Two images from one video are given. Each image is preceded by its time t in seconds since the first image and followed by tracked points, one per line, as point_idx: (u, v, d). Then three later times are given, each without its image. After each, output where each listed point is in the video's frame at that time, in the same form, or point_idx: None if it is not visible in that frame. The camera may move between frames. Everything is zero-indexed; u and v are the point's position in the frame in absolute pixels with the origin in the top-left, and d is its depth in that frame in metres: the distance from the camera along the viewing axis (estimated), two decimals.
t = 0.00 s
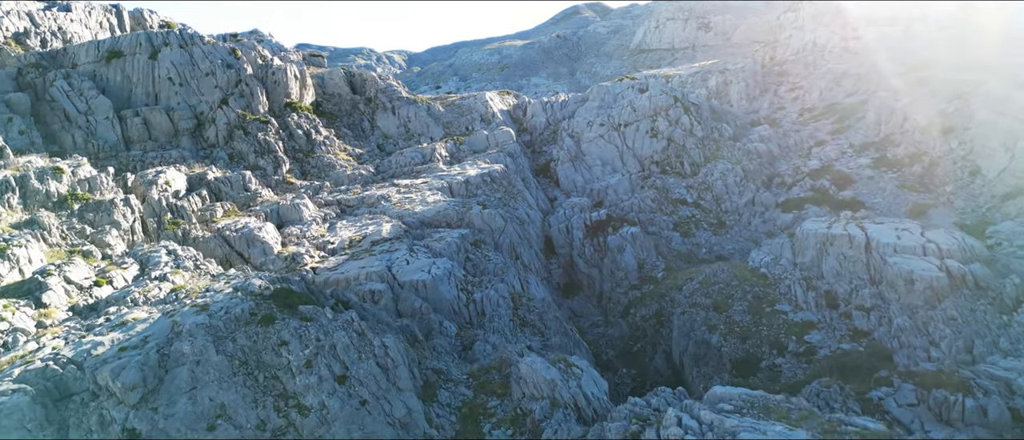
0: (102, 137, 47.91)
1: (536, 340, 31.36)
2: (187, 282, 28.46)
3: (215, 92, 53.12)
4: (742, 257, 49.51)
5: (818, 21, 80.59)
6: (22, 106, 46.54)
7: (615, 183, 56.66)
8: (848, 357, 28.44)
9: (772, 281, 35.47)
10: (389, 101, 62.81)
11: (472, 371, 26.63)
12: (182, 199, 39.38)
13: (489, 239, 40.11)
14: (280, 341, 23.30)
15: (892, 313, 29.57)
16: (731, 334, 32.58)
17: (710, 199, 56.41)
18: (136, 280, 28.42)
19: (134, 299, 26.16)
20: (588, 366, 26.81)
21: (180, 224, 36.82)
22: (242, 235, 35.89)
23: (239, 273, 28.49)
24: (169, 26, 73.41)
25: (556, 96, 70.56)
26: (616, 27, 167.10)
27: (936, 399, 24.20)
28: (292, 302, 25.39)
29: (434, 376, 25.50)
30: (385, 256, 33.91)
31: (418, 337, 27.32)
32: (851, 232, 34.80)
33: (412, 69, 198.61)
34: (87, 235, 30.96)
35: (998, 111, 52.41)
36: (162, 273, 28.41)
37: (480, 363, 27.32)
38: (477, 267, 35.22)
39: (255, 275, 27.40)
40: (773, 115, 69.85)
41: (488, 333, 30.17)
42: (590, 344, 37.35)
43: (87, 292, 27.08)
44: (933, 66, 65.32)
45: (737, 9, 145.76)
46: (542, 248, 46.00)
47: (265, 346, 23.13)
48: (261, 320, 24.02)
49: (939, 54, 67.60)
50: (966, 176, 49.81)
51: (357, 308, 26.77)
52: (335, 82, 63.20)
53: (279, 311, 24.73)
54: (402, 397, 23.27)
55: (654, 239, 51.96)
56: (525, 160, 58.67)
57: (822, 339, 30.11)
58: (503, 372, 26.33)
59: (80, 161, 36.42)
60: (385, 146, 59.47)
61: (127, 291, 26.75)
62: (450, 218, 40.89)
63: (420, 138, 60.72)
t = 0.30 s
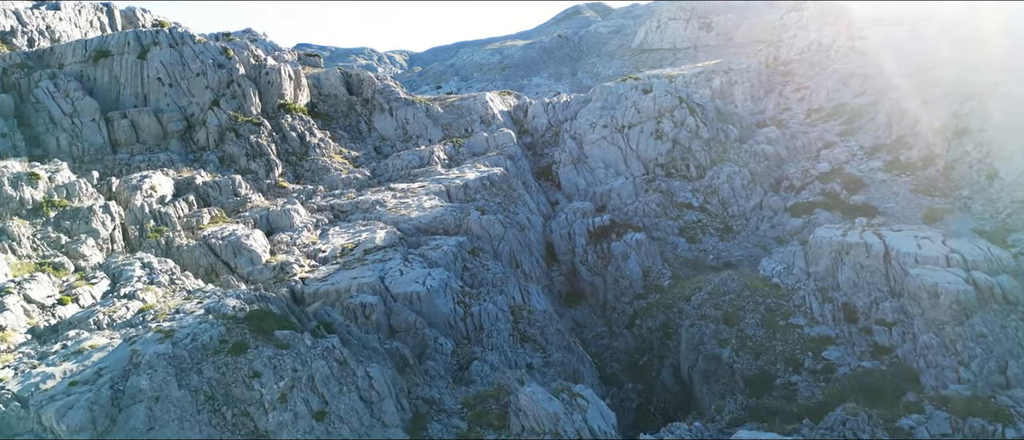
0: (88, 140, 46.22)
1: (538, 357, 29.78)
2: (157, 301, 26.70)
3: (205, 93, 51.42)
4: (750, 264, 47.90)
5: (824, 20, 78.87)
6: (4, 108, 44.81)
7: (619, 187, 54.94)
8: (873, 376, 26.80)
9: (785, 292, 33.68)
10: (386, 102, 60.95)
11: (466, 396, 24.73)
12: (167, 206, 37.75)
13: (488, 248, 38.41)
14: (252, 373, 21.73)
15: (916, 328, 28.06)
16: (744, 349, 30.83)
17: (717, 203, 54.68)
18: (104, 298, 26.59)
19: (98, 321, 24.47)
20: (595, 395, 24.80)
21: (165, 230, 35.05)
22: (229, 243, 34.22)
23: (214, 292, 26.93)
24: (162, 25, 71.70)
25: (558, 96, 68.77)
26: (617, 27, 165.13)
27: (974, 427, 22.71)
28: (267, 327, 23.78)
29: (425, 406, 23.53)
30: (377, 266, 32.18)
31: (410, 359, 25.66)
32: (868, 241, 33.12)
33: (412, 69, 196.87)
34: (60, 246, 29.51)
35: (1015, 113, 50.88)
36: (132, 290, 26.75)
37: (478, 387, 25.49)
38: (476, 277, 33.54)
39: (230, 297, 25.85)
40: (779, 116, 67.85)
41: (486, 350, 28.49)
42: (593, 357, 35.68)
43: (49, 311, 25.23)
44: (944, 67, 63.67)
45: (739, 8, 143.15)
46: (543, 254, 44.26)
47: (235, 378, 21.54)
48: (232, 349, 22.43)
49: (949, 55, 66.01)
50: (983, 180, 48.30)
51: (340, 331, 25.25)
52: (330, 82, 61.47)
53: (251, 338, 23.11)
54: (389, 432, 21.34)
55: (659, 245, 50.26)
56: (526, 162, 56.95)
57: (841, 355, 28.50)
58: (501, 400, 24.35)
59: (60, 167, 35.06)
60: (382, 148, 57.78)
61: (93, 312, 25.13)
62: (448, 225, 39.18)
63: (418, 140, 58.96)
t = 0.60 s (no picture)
0: (74, 143, 44.61)
1: (539, 377, 28.19)
2: (122, 323, 25.12)
3: (197, 94, 49.74)
4: (759, 272, 46.19)
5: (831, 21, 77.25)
6: None
7: (624, 191, 53.34)
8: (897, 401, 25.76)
9: (800, 306, 31.92)
10: (383, 103, 58.91)
11: (462, 426, 23.04)
12: (152, 213, 36.01)
13: (488, 257, 36.72)
14: (217, 413, 20.44)
15: (945, 348, 27.04)
16: (758, 367, 29.16)
17: (725, 208, 52.84)
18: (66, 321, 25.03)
19: (55, 348, 22.90)
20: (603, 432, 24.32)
21: (149, 239, 33.30)
22: (216, 253, 32.57)
23: (184, 317, 25.42)
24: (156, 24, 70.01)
25: (560, 98, 66.98)
26: (619, 27, 163.11)
27: None
28: (237, 359, 22.34)
29: None
30: (370, 278, 30.51)
31: (400, 387, 24.18)
32: (888, 251, 31.57)
33: (412, 69, 195.24)
34: (32, 260, 28.06)
35: None
36: (97, 312, 25.06)
37: (475, 416, 23.88)
38: (475, 289, 31.86)
39: (200, 325, 24.24)
40: (785, 117, 64.90)
41: (485, 371, 26.86)
42: (597, 371, 33.31)
43: (6, 335, 23.43)
44: (957, 68, 61.87)
45: (742, 7, 141.02)
46: (546, 262, 42.66)
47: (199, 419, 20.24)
48: (197, 386, 21.15)
49: (961, 54, 64.27)
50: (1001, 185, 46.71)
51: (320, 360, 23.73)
52: (326, 83, 59.83)
53: (217, 373, 21.75)
54: None
55: (665, 251, 48.52)
56: (528, 166, 55.24)
57: (864, 375, 27.30)
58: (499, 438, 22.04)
59: (39, 172, 33.55)
60: (379, 151, 56.04)
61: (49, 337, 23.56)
62: (446, 233, 37.51)
63: (416, 143, 57.17)
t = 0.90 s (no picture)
0: (60, 148, 43.15)
1: (543, 400, 26.53)
2: (84, 352, 23.01)
3: (189, 97, 48.20)
4: (771, 281, 44.40)
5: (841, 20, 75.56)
6: None
7: (630, 196, 51.55)
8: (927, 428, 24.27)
9: (819, 322, 30.21)
10: (383, 105, 57.10)
11: None
12: (137, 221, 34.30)
13: (488, 268, 35.02)
14: None
15: (979, 372, 25.44)
16: (776, 388, 27.59)
17: (734, 214, 50.90)
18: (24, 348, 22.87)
19: (5, 383, 20.72)
20: None
21: (132, 250, 31.70)
22: (202, 264, 30.93)
23: (151, 347, 23.33)
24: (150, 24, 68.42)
25: (565, 99, 65.18)
26: (622, 27, 161.09)
27: None
28: (202, 401, 20.37)
29: None
30: (363, 292, 28.82)
31: (389, 424, 22.77)
32: (913, 263, 30.33)
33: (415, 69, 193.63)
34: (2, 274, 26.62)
35: None
36: (56, 340, 22.97)
37: None
38: (474, 304, 30.15)
39: (167, 359, 22.14)
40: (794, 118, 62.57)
41: (484, 396, 25.24)
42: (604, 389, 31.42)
43: None
44: (973, 68, 60.04)
45: (747, 7, 138.75)
46: (550, 271, 40.93)
47: None
48: (154, 432, 19.05)
49: (977, 55, 62.44)
50: None
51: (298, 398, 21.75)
52: (324, 85, 58.25)
53: (178, 417, 19.70)
54: None
55: (673, 259, 46.71)
56: (531, 169, 53.51)
57: (890, 400, 25.83)
58: None
59: (18, 180, 32.68)
60: (378, 155, 54.36)
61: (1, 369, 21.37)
62: (445, 242, 35.83)
63: (417, 146, 55.44)
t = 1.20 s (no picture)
0: (47, 153, 41.65)
1: (548, 427, 24.64)
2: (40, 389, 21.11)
3: (181, 99, 46.65)
4: (785, 292, 42.57)
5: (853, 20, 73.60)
6: None
7: (638, 202, 49.75)
8: None
9: (840, 340, 28.73)
10: (383, 107, 55.36)
11: None
12: (123, 230, 32.63)
13: (489, 280, 33.37)
14: None
15: (1018, 398, 24.40)
16: (797, 413, 26.08)
17: (746, 220, 48.89)
18: None
19: None
20: None
21: (113, 262, 30.12)
22: (188, 276, 29.36)
23: (115, 383, 21.43)
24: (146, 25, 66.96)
25: (569, 101, 63.39)
26: (627, 27, 159.08)
27: None
28: None
29: None
30: (357, 308, 27.12)
31: None
32: (943, 278, 28.76)
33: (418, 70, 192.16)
34: None
35: None
36: (8, 374, 21.02)
37: None
38: (474, 320, 28.47)
39: (122, 401, 19.99)
40: (804, 120, 60.99)
41: (484, 425, 23.53)
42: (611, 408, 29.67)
43: None
44: (991, 69, 58.16)
45: (753, 6, 136.89)
46: (555, 281, 39.22)
47: None
48: None
49: (994, 55, 60.54)
50: None
51: None
52: (323, 86, 56.69)
53: None
54: None
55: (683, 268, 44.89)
56: (535, 174, 51.75)
57: (921, 427, 24.17)
58: None
59: None
60: (377, 159, 52.70)
61: None
62: (445, 252, 34.16)
63: (418, 150, 53.76)
